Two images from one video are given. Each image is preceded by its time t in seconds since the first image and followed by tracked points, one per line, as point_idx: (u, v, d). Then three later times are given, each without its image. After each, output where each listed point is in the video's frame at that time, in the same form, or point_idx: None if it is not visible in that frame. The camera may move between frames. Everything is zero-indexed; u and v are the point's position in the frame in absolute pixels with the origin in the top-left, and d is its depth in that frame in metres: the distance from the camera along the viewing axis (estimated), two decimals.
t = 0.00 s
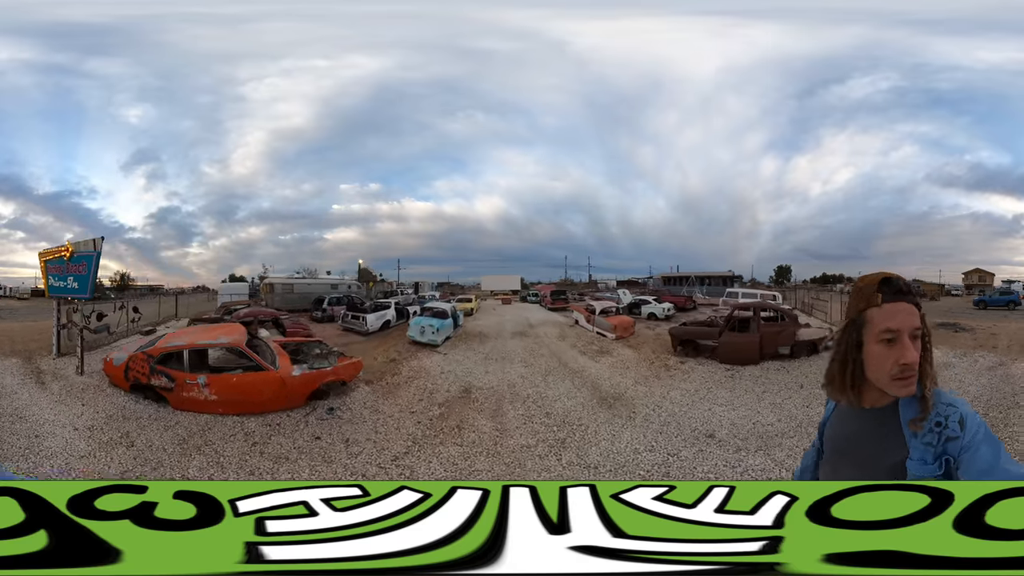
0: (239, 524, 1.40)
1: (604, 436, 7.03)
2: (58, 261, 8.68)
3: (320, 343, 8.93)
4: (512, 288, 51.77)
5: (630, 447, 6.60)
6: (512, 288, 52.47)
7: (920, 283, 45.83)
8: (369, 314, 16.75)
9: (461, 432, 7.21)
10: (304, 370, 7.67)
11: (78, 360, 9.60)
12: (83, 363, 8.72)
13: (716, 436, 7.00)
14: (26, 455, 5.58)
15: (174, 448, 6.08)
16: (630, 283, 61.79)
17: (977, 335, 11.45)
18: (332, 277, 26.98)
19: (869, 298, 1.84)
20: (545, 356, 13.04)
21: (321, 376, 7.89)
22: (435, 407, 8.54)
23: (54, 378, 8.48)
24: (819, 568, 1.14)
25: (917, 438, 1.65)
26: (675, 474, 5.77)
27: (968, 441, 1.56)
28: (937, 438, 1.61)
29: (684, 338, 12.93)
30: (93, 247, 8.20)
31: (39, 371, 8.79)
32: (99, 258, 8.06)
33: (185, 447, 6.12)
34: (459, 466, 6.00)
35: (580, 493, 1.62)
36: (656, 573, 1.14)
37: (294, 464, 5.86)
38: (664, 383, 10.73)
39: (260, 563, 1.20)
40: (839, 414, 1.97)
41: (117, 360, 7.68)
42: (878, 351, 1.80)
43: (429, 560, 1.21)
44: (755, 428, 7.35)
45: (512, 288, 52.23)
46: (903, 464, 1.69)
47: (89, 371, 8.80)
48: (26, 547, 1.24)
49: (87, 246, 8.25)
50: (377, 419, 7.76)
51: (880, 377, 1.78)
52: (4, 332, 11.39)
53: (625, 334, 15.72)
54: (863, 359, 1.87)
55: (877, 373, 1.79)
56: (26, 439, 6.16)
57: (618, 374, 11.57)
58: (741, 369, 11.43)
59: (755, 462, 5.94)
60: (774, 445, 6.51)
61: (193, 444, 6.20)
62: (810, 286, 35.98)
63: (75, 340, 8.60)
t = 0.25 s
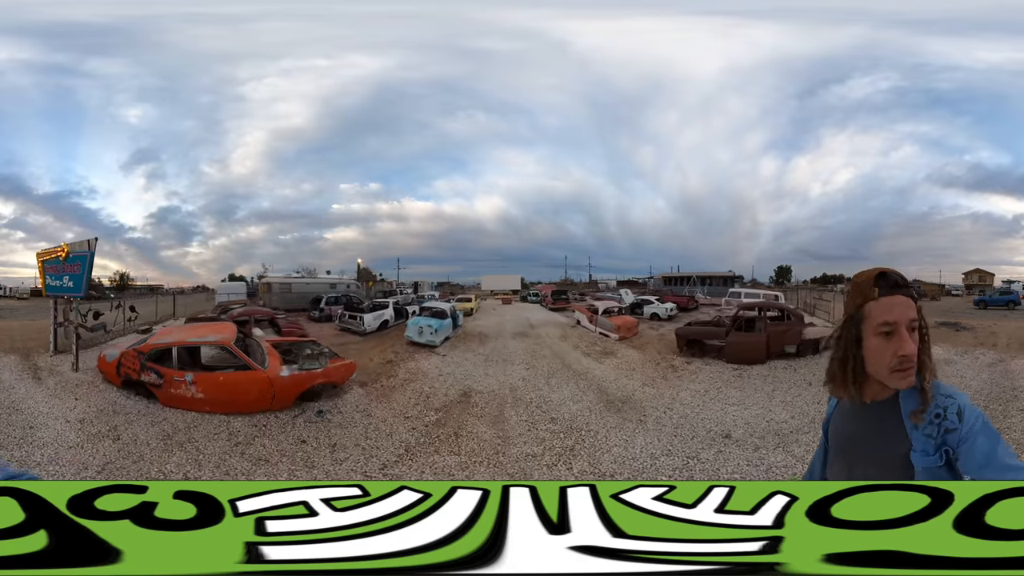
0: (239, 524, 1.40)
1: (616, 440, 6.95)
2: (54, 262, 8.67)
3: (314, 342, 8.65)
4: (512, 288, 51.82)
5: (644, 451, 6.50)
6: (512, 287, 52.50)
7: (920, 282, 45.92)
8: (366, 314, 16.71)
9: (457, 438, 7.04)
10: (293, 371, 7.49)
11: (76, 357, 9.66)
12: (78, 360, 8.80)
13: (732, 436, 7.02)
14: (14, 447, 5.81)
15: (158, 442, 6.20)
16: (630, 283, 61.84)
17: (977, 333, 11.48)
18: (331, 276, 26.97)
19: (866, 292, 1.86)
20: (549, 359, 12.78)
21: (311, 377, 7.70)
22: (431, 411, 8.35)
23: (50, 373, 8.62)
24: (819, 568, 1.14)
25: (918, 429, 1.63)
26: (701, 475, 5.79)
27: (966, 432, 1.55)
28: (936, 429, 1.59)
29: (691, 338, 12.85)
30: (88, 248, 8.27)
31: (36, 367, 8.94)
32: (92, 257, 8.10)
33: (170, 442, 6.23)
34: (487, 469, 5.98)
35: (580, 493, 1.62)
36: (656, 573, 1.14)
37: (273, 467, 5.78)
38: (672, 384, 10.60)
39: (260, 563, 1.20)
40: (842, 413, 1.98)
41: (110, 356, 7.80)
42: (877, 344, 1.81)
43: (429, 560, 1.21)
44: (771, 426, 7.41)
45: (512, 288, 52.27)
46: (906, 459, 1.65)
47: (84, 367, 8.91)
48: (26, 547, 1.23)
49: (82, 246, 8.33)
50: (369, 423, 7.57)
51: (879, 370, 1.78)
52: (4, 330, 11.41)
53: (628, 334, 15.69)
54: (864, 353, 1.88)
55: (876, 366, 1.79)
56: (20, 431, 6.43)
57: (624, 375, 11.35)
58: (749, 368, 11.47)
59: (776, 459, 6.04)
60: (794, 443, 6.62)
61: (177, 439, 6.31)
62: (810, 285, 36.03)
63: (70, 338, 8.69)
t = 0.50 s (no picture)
0: (240, 524, 1.40)
1: (636, 447, 6.86)
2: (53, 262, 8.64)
3: (304, 343, 8.42)
4: (513, 288, 51.90)
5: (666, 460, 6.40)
6: (511, 287, 52.53)
7: (919, 283, 46.09)
8: (363, 314, 16.70)
9: (450, 446, 6.88)
10: (278, 373, 7.31)
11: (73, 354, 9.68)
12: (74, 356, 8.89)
13: (754, 437, 7.04)
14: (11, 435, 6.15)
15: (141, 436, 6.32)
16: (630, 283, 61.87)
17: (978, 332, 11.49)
18: (329, 276, 26.96)
19: (862, 282, 1.87)
20: (552, 364, 12.44)
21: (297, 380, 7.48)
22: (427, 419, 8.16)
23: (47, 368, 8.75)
24: (820, 568, 1.14)
25: (914, 421, 1.64)
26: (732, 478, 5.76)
27: (961, 425, 1.53)
28: (931, 422, 1.59)
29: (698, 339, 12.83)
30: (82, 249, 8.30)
31: (33, 362, 9.05)
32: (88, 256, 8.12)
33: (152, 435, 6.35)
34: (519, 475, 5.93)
35: (580, 493, 1.62)
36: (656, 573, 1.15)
37: (243, 468, 5.79)
38: (683, 386, 10.49)
39: (260, 563, 1.20)
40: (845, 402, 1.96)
41: (103, 352, 7.86)
42: (868, 332, 1.82)
43: (429, 560, 1.21)
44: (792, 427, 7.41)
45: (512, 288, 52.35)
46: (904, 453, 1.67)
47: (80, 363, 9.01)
48: (26, 547, 1.23)
49: (77, 248, 8.37)
50: (354, 429, 7.42)
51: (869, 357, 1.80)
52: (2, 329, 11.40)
53: (632, 335, 15.66)
54: (858, 342, 1.88)
55: (867, 354, 1.81)
56: (18, 420, 6.74)
57: (633, 379, 11.14)
58: (758, 368, 11.48)
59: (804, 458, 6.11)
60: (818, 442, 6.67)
61: (160, 433, 6.43)
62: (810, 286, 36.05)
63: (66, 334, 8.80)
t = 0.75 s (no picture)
0: (240, 524, 1.40)
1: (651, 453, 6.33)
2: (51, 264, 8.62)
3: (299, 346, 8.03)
4: (513, 288, 51.90)
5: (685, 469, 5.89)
6: (511, 287, 52.52)
7: (918, 283, 46.17)
8: (359, 315, 16.65)
9: (446, 453, 6.32)
10: (265, 376, 6.99)
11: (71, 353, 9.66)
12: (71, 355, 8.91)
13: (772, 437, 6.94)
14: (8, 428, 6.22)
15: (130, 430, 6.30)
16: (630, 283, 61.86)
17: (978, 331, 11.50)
18: (328, 276, 26.94)
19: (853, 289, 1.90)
20: (554, 367, 11.78)
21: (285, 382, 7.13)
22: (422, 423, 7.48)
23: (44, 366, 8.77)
24: (819, 568, 1.14)
25: (909, 423, 1.62)
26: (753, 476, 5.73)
27: (956, 427, 1.52)
28: (927, 424, 1.57)
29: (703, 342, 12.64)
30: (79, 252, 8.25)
31: (30, 361, 9.06)
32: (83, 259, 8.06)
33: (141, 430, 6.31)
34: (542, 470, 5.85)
35: (580, 492, 1.62)
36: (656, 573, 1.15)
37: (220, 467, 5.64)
38: (694, 387, 10.20)
39: (260, 563, 1.20)
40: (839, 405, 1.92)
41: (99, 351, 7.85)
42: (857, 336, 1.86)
43: (430, 560, 1.21)
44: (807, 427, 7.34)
45: (512, 288, 52.34)
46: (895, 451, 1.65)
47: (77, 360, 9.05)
48: (27, 546, 1.24)
49: (71, 251, 8.31)
50: (340, 436, 6.75)
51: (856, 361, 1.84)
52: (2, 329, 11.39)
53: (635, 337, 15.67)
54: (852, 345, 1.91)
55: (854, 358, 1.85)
56: (16, 415, 6.77)
57: (638, 383, 10.60)
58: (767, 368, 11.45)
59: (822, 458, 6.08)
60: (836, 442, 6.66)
61: (147, 429, 6.35)
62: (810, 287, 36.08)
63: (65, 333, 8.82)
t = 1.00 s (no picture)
0: (239, 524, 1.40)
1: (671, 460, 6.37)
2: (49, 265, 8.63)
3: (288, 346, 8.22)
4: (513, 288, 51.87)
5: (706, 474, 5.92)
6: (511, 287, 52.50)
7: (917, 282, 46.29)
8: (355, 315, 16.59)
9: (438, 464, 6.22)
10: (249, 377, 7.17)
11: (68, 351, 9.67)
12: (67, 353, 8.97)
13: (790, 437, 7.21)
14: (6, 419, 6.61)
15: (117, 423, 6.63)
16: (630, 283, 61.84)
17: (978, 330, 11.49)
18: (327, 276, 26.94)
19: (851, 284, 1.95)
20: (558, 371, 11.72)
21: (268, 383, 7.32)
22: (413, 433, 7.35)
23: (40, 364, 8.83)
24: (819, 568, 1.14)
25: (916, 421, 1.63)
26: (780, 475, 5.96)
27: (964, 424, 1.53)
28: (934, 421, 1.59)
29: (711, 342, 12.82)
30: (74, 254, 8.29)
31: (27, 358, 9.11)
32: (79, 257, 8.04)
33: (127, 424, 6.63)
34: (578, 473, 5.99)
35: (580, 493, 1.62)
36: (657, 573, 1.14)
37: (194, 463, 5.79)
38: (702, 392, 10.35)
39: (260, 563, 1.20)
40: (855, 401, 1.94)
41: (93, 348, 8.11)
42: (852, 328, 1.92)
43: (429, 560, 1.21)
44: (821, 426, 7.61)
45: (512, 288, 52.35)
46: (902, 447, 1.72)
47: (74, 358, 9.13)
48: (27, 547, 1.23)
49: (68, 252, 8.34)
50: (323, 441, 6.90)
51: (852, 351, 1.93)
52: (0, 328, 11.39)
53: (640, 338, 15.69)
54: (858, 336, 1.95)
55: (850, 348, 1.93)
56: (14, 408, 7.17)
57: (647, 387, 10.57)
58: (775, 369, 11.53)
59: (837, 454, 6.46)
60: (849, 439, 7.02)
61: (133, 421, 6.68)
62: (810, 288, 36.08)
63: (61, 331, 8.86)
